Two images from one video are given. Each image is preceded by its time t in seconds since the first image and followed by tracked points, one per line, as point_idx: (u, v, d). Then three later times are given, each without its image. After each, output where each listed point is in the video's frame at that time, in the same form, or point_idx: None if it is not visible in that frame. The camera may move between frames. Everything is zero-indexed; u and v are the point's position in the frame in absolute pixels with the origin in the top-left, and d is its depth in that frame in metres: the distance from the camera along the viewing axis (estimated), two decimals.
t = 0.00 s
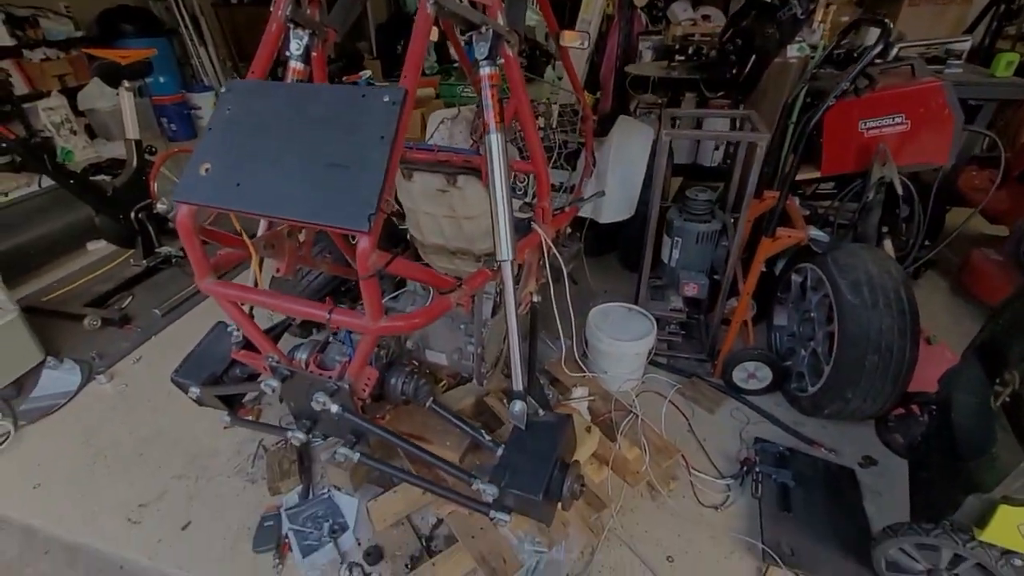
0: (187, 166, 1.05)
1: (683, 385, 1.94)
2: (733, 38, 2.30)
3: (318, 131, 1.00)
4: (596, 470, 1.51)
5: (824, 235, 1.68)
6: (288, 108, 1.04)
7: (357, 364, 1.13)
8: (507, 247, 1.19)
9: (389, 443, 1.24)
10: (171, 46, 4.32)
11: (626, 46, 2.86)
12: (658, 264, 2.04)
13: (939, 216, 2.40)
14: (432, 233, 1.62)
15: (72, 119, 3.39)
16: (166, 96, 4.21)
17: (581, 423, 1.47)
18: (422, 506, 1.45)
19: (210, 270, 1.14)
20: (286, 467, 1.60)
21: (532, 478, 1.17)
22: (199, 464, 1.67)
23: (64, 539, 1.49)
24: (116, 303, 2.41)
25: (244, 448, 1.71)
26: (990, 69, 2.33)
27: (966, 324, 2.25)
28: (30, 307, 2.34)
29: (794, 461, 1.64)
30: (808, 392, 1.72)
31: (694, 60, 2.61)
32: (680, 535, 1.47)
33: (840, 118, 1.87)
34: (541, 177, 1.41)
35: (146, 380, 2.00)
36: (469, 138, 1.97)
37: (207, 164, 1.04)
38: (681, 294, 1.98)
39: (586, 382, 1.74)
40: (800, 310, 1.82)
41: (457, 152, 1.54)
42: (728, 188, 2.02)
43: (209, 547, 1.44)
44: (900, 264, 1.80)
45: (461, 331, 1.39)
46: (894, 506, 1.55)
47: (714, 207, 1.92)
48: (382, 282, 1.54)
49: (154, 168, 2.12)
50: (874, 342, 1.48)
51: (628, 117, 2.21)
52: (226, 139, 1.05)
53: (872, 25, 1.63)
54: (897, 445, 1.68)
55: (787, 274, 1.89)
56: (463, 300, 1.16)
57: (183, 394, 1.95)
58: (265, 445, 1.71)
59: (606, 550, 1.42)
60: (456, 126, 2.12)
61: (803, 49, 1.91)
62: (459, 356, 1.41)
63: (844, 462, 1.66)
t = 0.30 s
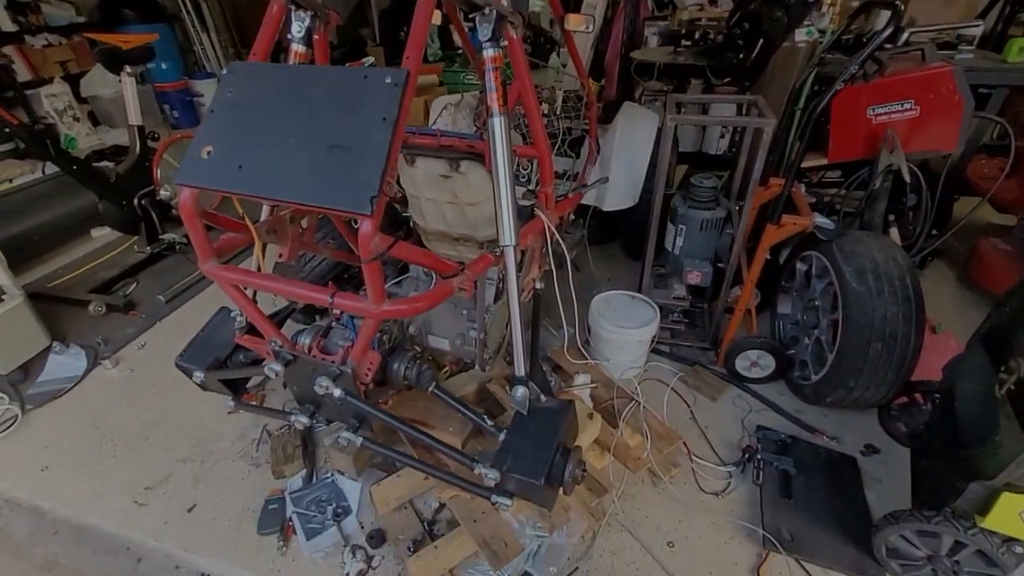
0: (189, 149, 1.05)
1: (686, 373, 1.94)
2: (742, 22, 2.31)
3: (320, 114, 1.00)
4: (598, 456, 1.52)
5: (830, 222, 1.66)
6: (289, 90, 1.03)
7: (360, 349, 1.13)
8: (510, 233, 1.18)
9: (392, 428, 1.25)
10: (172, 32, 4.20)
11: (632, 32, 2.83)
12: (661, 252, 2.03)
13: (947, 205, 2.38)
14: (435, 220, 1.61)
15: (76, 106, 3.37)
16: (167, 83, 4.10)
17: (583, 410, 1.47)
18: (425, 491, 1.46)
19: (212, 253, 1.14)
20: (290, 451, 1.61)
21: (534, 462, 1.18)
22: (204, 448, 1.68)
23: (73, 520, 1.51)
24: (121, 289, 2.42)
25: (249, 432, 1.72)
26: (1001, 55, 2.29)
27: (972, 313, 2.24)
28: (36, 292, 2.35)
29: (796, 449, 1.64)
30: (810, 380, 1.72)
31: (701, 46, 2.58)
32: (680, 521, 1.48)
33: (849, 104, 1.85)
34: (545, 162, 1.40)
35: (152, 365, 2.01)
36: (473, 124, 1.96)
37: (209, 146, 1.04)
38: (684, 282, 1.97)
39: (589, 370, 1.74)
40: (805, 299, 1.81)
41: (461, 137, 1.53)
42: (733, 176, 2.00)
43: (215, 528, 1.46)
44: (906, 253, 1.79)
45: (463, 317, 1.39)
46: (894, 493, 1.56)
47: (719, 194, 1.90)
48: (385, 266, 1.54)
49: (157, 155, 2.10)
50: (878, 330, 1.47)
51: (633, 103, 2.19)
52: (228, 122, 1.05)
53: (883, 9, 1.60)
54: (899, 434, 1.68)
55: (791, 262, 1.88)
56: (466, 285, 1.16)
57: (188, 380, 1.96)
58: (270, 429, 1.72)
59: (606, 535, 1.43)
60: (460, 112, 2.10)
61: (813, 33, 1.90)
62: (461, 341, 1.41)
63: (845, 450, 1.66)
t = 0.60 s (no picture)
0: (190, 138, 1.05)
1: (688, 367, 1.93)
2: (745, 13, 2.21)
3: (321, 102, 0.99)
4: (598, 449, 1.52)
5: (835, 215, 1.65)
6: (290, 78, 1.03)
7: (361, 340, 1.13)
8: (512, 224, 1.18)
9: (393, 419, 1.25)
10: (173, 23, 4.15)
11: (636, 24, 2.81)
12: (664, 245, 2.02)
13: (952, 200, 2.36)
14: (437, 211, 1.61)
15: (77, 97, 3.35)
16: (167, 75, 4.01)
17: (584, 402, 1.47)
18: (426, 482, 1.47)
19: (213, 244, 1.14)
20: (292, 443, 1.62)
21: (534, 454, 1.18)
22: (206, 438, 1.69)
23: (76, 510, 1.52)
24: (124, 281, 2.42)
25: (251, 423, 1.73)
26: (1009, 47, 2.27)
27: (976, 308, 2.22)
28: (38, 284, 2.35)
29: (797, 443, 1.64)
30: (813, 374, 1.72)
31: (706, 37, 2.56)
32: (681, 514, 1.48)
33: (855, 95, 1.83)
34: (547, 153, 1.39)
35: (154, 357, 2.02)
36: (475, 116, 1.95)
37: (209, 135, 1.04)
38: (687, 275, 1.95)
39: (590, 363, 1.74)
40: (808, 292, 1.80)
41: (463, 128, 1.52)
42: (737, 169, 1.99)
43: (216, 519, 1.47)
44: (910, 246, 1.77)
45: (464, 309, 1.39)
46: (895, 487, 1.56)
47: (722, 186, 1.89)
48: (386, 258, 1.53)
49: (158, 147, 2.09)
50: (882, 324, 1.46)
51: (636, 95, 2.17)
52: (228, 111, 1.04)
53: None
54: (901, 428, 1.68)
55: (794, 256, 1.87)
56: (467, 276, 1.15)
57: (190, 371, 1.96)
58: (271, 421, 1.72)
59: (607, 527, 1.43)
60: (462, 103, 2.09)
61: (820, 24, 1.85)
62: (462, 333, 1.41)
63: (847, 444, 1.67)
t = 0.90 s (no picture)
0: (188, 130, 1.04)
1: (687, 362, 1.93)
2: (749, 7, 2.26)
3: (320, 95, 0.99)
4: (598, 443, 1.52)
5: (835, 210, 1.65)
6: (290, 71, 1.02)
7: (360, 334, 1.13)
8: (511, 218, 1.17)
9: (393, 412, 1.25)
10: (172, 15, 4.13)
11: (638, 17, 2.79)
12: (664, 239, 2.02)
13: (953, 195, 2.35)
14: (437, 206, 1.60)
15: (76, 91, 3.34)
16: (167, 67, 3.94)
17: (584, 397, 1.47)
18: (426, 475, 1.47)
19: (212, 237, 1.14)
20: (292, 436, 1.62)
21: (534, 448, 1.18)
22: (207, 432, 1.69)
23: (77, 502, 1.52)
24: (124, 275, 2.42)
25: (251, 417, 1.73)
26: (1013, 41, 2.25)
27: (976, 304, 2.22)
28: (38, 277, 2.35)
29: (796, 438, 1.65)
30: (812, 369, 1.72)
31: (707, 31, 2.54)
32: (679, 508, 1.48)
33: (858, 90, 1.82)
34: (548, 147, 1.39)
35: (154, 350, 2.02)
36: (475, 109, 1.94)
37: (208, 128, 1.03)
38: (687, 270, 1.95)
39: (590, 357, 1.74)
40: (808, 288, 1.80)
41: (463, 122, 1.51)
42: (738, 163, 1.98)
43: (217, 511, 1.47)
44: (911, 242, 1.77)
45: (464, 303, 1.39)
46: (893, 482, 1.57)
47: (723, 180, 1.88)
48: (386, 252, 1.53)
49: (157, 140, 2.08)
50: (882, 319, 1.46)
51: (637, 89, 2.16)
52: (227, 104, 1.04)
53: None
54: (900, 424, 1.69)
55: (795, 251, 1.87)
56: (467, 270, 1.16)
57: (190, 365, 1.96)
58: (272, 414, 1.73)
59: (606, 521, 1.44)
60: (462, 97, 2.08)
61: (823, 17, 1.82)
62: (462, 327, 1.41)
63: (846, 439, 1.68)
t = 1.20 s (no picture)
0: (184, 124, 1.04)
1: (686, 356, 1.94)
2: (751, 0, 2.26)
3: (316, 87, 0.98)
4: (597, 437, 1.52)
5: (836, 203, 1.66)
6: (286, 63, 1.02)
7: (359, 329, 1.13)
8: (509, 211, 1.17)
9: (392, 407, 1.25)
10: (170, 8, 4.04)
11: (638, 10, 2.77)
12: (663, 233, 2.01)
13: (953, 189, 2.35)
14: (436, 200, 1.60)
15: (74, 85, 3.33)
16: (164, 62, 3.95)
17: (583, 391, 1.48)
18: (425, 469, 1.47)
19: (209, 231, 1.13)
20: (291, 430, 1.62)
21: (532, 442, 1.18)
22: (207, 425, 1.69)
23: (77, 497, 1.53)
24: (122, 270, 2.42)
25: (250, 411, 1.73)
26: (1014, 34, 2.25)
27: (975, 297, 2.23)
28: (37, 272, 2.35)
29: (794, 432, 1.66)
30: (811, 363, 1.73)
31: (707, 24, 2.53)
32: (677, 501, 1.49)
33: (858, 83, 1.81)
34: (546, 141, 1.38)
35: (153, 345, 2.02)
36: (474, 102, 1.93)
37: (205, 121, 1.03)
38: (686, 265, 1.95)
39: (588, 351, 1.74)
40: (807, 282, 1.80)
41: (461, 115, 1.51)
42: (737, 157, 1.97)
43: (216, 505, 1.48)
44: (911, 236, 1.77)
45: (462, 297, 1.39)
46: (891, 476, 1.58)
47: (722, 174, 1.88)
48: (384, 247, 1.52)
49: (155, 135, 2.07)
50: (881, 313, 1.46)
51: (636, 82, 2.15)
52: (224, 97, 1.03)
53: None
54: (898, 417, 1.70)
55: (794, 245, 1.86)
56: (465, 264, 1.15)
57: (189, 359, 1.96)
58: (271, 408, 1.73)
59: (604, 514, 1.44)
60: (460, 91, 2.08)
61: (824, 10, 1.77)
62: (461, 321, 1.41)
63: (844, 433, 1.69)
